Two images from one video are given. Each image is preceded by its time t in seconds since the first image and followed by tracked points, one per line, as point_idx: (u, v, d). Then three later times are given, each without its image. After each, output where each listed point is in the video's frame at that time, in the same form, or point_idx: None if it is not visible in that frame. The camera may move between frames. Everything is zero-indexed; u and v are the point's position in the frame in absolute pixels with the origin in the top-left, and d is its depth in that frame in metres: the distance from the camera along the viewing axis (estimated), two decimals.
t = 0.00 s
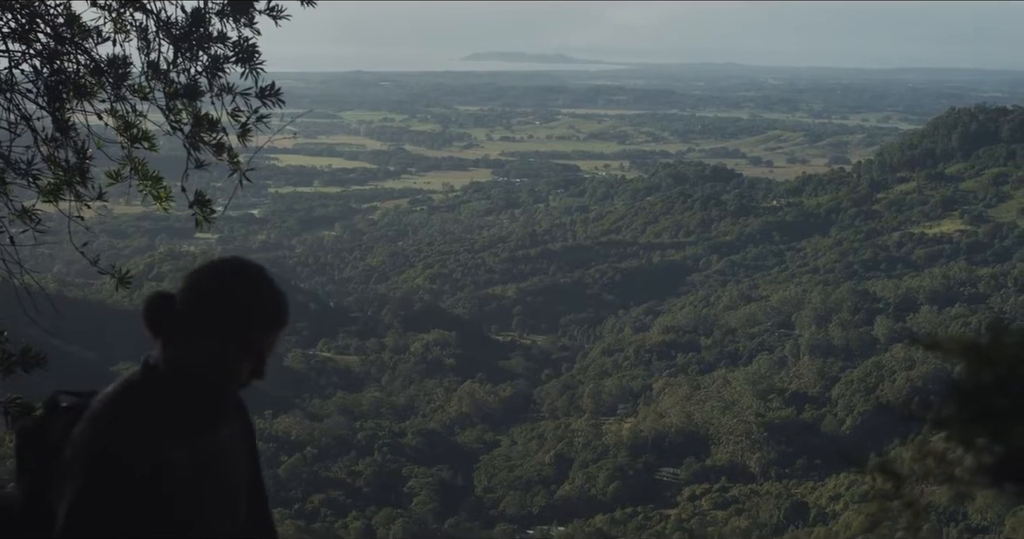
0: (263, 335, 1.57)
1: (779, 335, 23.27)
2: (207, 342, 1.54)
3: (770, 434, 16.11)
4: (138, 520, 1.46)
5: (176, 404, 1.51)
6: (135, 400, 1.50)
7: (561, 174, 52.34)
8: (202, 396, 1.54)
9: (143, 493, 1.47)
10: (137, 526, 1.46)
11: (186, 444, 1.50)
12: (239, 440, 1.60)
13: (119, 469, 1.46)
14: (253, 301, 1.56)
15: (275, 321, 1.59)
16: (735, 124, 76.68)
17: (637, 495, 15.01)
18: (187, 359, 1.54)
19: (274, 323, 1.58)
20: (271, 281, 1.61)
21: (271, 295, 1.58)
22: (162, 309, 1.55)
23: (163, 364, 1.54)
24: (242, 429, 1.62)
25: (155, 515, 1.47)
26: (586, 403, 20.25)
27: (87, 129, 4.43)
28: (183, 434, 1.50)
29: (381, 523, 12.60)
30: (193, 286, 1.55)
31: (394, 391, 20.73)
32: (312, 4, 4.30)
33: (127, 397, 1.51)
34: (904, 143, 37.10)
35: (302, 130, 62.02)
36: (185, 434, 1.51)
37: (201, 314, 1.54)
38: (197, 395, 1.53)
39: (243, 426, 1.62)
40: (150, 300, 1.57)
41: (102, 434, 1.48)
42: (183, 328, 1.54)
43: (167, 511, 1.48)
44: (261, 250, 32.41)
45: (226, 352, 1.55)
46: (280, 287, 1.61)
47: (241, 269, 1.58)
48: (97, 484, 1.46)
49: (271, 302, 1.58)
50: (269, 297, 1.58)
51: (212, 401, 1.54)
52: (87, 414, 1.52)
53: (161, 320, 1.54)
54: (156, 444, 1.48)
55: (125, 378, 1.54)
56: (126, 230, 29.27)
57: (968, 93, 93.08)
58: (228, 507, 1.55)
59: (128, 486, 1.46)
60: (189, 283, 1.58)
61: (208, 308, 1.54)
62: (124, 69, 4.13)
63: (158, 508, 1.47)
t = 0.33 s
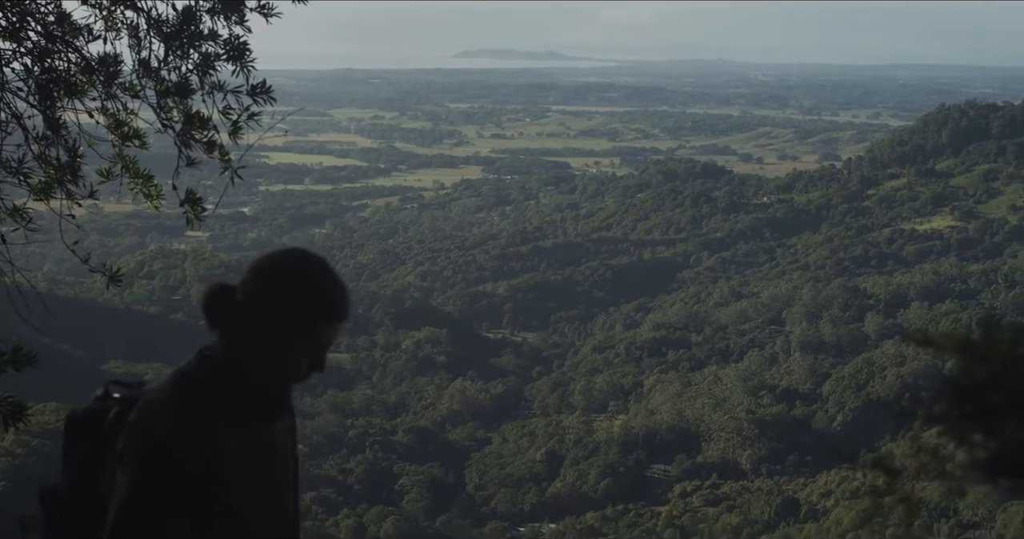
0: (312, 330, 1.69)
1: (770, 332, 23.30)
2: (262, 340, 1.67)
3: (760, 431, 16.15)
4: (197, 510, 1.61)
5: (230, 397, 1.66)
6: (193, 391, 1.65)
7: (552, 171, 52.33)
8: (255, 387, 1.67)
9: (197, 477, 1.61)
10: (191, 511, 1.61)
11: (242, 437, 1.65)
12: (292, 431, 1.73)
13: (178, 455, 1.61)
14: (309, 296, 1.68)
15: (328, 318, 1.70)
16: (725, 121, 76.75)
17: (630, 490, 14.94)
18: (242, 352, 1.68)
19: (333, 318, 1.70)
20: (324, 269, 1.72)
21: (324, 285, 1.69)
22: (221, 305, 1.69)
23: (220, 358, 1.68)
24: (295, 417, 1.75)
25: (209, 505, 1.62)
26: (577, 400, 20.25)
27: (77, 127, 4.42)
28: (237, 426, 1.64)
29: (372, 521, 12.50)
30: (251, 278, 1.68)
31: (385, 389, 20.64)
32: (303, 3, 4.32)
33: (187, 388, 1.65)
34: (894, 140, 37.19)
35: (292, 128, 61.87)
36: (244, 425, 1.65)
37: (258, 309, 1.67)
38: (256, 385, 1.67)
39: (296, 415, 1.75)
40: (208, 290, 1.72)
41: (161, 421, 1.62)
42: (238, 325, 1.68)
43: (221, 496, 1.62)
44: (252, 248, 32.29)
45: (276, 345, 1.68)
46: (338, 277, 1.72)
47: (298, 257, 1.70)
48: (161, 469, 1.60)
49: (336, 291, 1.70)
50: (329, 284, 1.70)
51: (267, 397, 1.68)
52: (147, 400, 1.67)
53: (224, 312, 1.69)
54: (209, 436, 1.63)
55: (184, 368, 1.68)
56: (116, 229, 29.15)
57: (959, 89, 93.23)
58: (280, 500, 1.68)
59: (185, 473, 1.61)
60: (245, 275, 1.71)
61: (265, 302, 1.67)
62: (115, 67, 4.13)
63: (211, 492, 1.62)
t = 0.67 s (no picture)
0: (358, 346, 1.79)
1: (756, 332, 23.37)
2: (312, 350, 1.77)
3: (747, 430, 16.22)
4: (243, 522, 1.68)
5: (279, 404, 1.75)
6: (243, 404, 1.72)
7: (538, 172, 52.37)
8: (301, 401, 1.76)
9: (243, 490, 1.68)
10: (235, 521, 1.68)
11: (289, 447, 1.73)
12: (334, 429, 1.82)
13: (230, 463, 1.68)
14: (359, 309, 1.78)
15: (374, 334, 1.80)
16: (711, 121, 76.93)
17: (616, 491, 14.88)
18: (291, 366, 1.76)
19: (380, 335, 1.80)
20: (385, 284, 1.83)
21: (374, 300, 1.79)
22: (270, 313, 1.78)
23: (270, 368, 1.76)
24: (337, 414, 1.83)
25: (256, 513, 1.69)
26: (563, 401, 20.26)
27: (63, 129, 4.39)
28: (284, 436, 1.73)
29: (359, 523, 12.38)
30: (301, 293, 1.78)
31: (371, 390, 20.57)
32: (289, 4, 4.30)
33: (238, 403, 1.72)
34: (880, 139, 37.36)
35: (277, 129, 61.72)
36: (299, 423, 1.75)
37: (309, 324, 1.77)
38: (301, 398, 1.76)
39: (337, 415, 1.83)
40: (256, 299, 1.81)
41: (209, 429, 1.69)
42: (285, 342, 1.77)
43: (266, 503, 1.70)
44: (238, 250, 32.22)
45: (322, 358, 1.77)
46: (392, 292, 1.82)
47: (350, 267, 1.80)
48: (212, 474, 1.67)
49: (388, 305, 1.81)
50: (383, 296, 1.80)
51: (313, 411, 1.77)
52: (197, 404, 1.74)
53: (273, 323, 1.77)
54: (257, 446, 1.70)
55: (233, 376, 1.76)
56: (101, 230, 29.02)
57: (943, 89, 93.64)
58: (319, 509, 1.77)
59: (231, 482, 1.67)
60: (293, 287, 1.80)
61: (315, 318, 1.77)
62: (101, 69, 4.11)
63: (256, 501, 1.69)
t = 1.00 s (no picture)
0: (404, 353, 1.77)
1: (742, 333, 23.43)
2: (362, 355, 1.74)
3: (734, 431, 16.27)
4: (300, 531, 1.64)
5: (329, 416, 1.69)
6: (292, 415, 1.67)
7: (525, 173, 52.42)
8: (351, 410, 1.71)
9: (300, 499, 1.64)
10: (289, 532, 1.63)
11: (343, 454, 1.70)
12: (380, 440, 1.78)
13: (286, 470, 1.63)
14: (403, 322, 1.77)
15: (415, 345, 1.80)
16: (698, 122, 77.16)
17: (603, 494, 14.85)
18: (338, 375, 1.72)
19: (416, 347, 1.79)
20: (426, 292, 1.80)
21: (418, 308, 1.78)
22: (313, 329, 1.75)
23: (318, 379, 1.72)
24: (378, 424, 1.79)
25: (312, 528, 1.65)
26: (550, 402, 20.26)
27: (50, 130, 4.37)
28: (338, 444, 1.69)
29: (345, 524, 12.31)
30: (342, 308, 1.76)
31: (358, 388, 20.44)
32: (277, 5, 4.30)
33: (284, 412, 1.68)
34: (865, 140, 37.57)
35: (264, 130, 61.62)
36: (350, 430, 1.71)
37: (353, 335, 1.74)
38: (354, 406, 1.72)
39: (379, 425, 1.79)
40: (300, 322, 1.77)
41: (264, 439, 1.65)
42: (333, 352, 1.73)
43: (323, 513, 1.66)
44: (225, 252, 32.12)
45: (371, 367, 1.74)
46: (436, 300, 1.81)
47: (397, 276, 1.77)
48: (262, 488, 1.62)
49: (431, 312, 1.79)
50: (427, 304, 1.79)
51: (363, 417, 1.72)
52: (246, 418, 1.70)
53: (321, 335, 1.74)
54: (310, 457, 1.66)
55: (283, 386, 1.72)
56: (87, 231, 28.89)
57: (928, 91, 94.18)
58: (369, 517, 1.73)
59: (285, 494, 1.63)
60: (335, 302, 1.78)
61: (362, 330, 1.75)
62: (88, 70, 4.08)
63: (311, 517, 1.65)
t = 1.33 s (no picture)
0: (451, 343, 1.75)
1: (731, 335, 23.48)
2: (413, 348, 1.72)
3: (722, 433, 16.29)
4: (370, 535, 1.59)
5: (391, 406, 1.66)
6: (350, 413, 1.64)
7: (514, 175, 52.44)
8: (407, 406, 1.68)
9: (365, 501, 1.59)
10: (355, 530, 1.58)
11: (404, 450, 1.66)
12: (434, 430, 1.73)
13: (349, 468, 1.60)
14: (446, 309, 1.73)
15: (463, 331, 1.77)
16: (687, 125, 77.31)
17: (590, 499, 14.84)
18: (389, 371, 1.69)
19: (462, 333, 1.76)
20: (464, 275, 1.77)
21: (461, 294, 1.75)
22: (363, 328, 1.74)
23: (372, 375, 1.70)
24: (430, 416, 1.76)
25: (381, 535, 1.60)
26: (538, 404, 20.23)
27: (39, 131, 4.35)
28: (397, 439, 1.65)
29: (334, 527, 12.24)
30: (382, 301, 1.74)
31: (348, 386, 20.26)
32: (267, 5, 4.28)
33: (339, 413, 1.65)
34: (854, 143, 37.70)
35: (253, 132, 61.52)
36: (411, 423, 1.67)
37: (399, 328, 1.72)
38: (410, 401, 1.68)
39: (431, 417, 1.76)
40: (352, 326, 1.75)
41: (323, 438, 1.62)
42: (379, 347, 1.71)
43: (390, 510, 1.61)
44: (214, 253, 32.04)
45: (420, 362, 1.72)
46: (475, 281, 1.79)
47: (437, 262, 1.75)
48: (328, 489, 1.59)
49: (469, 299, 1.76)
50: (466, 291, 1.76)
51: (418, 409, 1.69)
52: (303, 421, 1.67)
53: (368, 331, 1.73)
54: (369, 455, 1.62)
55: (337, 385, 1.70)
56: (76, 232, 28.78)
57: (916, 95, 94.56)
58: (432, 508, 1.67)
59: (349, 492, 1.59)
60: (376, 296, 1.76)
61: (408, 321, 1.72)
62: (78, 69, 4.05)
63: (375, 517, 1.60)
